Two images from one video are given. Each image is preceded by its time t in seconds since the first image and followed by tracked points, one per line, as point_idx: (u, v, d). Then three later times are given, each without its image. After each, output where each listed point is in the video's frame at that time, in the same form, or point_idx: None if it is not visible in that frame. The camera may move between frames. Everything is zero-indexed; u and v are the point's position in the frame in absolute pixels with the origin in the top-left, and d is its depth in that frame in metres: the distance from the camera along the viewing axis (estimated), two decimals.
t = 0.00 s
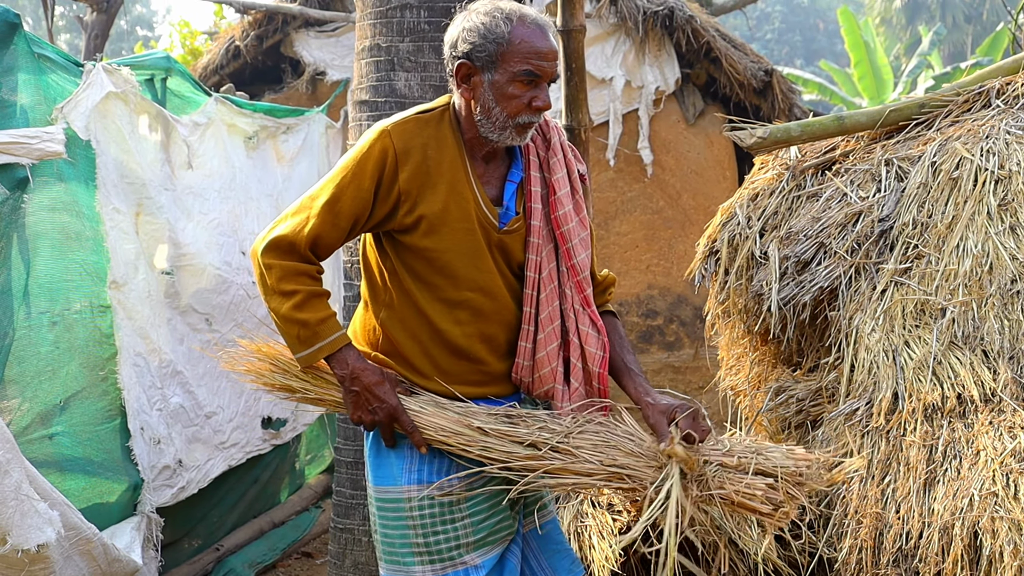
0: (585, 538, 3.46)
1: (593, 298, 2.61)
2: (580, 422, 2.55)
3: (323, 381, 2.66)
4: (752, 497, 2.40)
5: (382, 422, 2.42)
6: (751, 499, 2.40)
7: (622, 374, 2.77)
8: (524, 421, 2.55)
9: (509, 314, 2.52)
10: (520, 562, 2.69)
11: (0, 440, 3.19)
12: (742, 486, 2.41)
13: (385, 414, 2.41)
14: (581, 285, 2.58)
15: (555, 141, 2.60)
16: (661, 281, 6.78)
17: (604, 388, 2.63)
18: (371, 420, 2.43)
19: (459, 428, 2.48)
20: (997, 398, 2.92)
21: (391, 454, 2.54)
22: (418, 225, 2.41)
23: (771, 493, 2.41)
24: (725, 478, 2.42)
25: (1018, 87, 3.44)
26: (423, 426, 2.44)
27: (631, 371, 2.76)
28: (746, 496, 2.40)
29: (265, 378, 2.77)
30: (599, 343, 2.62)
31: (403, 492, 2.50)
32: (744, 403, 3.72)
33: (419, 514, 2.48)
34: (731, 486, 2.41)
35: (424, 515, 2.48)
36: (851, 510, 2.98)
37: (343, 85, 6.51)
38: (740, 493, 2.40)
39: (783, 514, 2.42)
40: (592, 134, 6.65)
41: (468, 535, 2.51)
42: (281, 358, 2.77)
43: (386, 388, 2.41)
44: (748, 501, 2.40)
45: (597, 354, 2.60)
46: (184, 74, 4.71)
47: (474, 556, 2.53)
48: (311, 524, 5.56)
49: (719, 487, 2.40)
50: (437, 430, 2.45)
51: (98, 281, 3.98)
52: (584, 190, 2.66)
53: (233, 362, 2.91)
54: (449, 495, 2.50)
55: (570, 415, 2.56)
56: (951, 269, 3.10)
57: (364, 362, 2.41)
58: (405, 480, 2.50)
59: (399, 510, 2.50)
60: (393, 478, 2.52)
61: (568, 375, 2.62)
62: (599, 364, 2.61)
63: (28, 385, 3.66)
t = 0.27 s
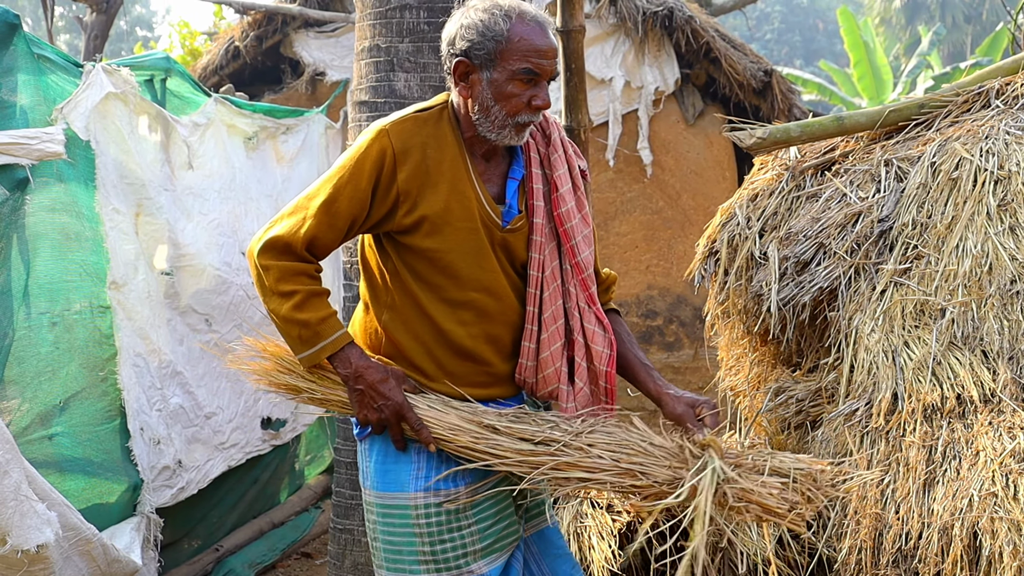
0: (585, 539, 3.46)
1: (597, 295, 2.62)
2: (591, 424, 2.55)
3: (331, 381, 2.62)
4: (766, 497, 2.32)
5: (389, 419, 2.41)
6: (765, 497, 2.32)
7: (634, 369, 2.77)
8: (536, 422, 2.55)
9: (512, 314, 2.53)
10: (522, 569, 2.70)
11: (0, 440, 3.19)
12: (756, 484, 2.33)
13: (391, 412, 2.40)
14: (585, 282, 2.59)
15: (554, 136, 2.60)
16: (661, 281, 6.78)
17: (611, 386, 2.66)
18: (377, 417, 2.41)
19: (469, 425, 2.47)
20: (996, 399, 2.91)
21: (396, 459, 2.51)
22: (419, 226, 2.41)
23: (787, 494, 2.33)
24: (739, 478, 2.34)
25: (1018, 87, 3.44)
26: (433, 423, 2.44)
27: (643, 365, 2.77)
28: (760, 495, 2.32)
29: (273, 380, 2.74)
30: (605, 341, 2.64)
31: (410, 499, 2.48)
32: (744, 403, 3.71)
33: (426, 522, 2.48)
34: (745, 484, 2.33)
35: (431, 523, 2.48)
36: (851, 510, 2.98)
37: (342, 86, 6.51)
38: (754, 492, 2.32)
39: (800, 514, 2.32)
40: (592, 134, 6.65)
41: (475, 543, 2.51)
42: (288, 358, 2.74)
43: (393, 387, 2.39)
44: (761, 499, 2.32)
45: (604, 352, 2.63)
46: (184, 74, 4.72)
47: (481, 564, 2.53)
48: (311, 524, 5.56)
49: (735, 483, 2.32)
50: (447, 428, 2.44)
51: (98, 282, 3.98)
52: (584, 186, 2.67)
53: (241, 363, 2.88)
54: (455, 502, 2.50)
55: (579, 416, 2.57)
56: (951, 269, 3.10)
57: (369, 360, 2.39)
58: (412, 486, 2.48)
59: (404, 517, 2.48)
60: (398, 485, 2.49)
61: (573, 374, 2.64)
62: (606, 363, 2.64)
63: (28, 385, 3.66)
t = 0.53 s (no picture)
0: (584, 538, 3.46)
1: (601, 296, 2.63)
2: (597, 438, 2.59)
3: (338, 385, 2.60)
4: (775, 518, 2.41)
5: (399, 425, 2.40)
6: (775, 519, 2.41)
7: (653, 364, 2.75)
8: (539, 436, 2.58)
9: (516, 315, 2.53)
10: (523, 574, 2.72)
11: None
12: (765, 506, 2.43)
13: (403, 418, 2.39)
14: (588, 283, 2.60)
15: (558, 136, 2.61)
16: (660, 281, 6.79)
17: (618, 388, 2.66)
18: (386, 423, 2.40)
19: (476, 438, 2.49)
20: (994, 398, 2.91)
21: (398, 467, 2.49)
22: (426, 225, 2.40)
23: (796, 514, 2.42)
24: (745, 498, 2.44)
25: (1016, 87, 3.45)
26: (441, 435, 2.44)
27: (661, 361, 2.75)
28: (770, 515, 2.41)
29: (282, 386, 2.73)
30: (610, 342, 2.64)
31: (413, 509, 2.46)
32: (743, 403, 3.72)
33: (430, 530, 2.46)
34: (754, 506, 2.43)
35: (436, 532, 2.47)
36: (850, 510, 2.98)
37: (341, 86, 6.51)
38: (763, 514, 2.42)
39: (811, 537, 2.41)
40: (591, 134, 6.65)
41: (480, 550, 2.52)
42: (294, 362, 2.74)
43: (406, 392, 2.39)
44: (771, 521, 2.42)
45: (609, 353, 2.63)
46: (183, 74, 4.72)
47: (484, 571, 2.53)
48: (310, 524, 5.56)
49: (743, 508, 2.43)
50: (455, 440, 2.45)
51: (97, 282, 3.98)
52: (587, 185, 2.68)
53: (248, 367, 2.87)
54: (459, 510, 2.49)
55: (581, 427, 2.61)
56: (949, 270, 3.10)
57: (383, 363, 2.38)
58: (415, 495, 2.47)
59: (407, 526, 2.47)
60: (400, 494, 2.47)
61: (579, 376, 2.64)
62: (611, 364, 2.64)
63: (27, 385, 3.66)
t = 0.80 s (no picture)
0: (583, 537, 3.46)
1: (603, 298, 2.63)
2: (608, 423, 2.57)
3: (342, 405, 2.60)
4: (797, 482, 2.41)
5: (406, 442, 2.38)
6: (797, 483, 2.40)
7: (678, 352, 2.73)
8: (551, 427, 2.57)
9: (519, 319, 2.54)
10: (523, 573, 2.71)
11: None
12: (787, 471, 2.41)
13: (409, 434, 2.37)
14: (590, 285, 2.60)
15: (562, 136, 2.61)
16: (659, 280, 6.78)
17: (618, 390, 2.66)
18: (393, 440, 2.38)
19: (486, 441, 2.48)
20: (993, 397, 2.92)
21: (400, 469, 2.49)
22: (430, 230, 2.40)
23: (816, 474, 2.42)
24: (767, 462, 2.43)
25: (1015, 86, 3.45)
26: (450, 441, 2.43)
27: (686, 348, 2.72)
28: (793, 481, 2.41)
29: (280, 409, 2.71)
30: (611, 345, 2.64)
31: (415, 509, 2.47)
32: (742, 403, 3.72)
33: (431, 531, 2.47)
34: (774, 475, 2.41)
35: (438, 533, 2.47)
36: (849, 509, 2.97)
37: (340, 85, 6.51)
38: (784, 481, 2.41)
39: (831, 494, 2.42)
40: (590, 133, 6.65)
41: (481, 551, 2.52)
42: (291, 386, 2.72)
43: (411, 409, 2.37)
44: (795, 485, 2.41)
45: (609, 356, 2.63)
46: (181, 73, 4.71)
47: (486, 573, 2.53)
48: (308, 524, 5.56)
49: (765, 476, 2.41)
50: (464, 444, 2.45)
51: (96, 281, 3.97)
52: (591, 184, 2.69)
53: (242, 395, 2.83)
54: (461, 511, 2.50)
55: (596, 416, 2.60)
56: (948, 269, 3.11)
57: (385, 381, 2.36)
58: (417, 496, 2.47)
59: (409, 527, 2.48)
60: (402, 496, 2.48)
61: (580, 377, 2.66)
62: (612, 367, 2.64)
63: (25, 385, 3.67)
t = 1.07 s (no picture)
0: (581, 536, 3.46)
1: (606, 300, 2.63)
2: (624, 427, 2.57)
3: (353, 418, 2.56)
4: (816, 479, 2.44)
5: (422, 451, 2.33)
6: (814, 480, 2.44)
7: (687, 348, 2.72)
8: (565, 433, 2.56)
9: (520, 323, 2.54)
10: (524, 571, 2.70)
11: None
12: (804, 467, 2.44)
13: (425, 443, 2.33)
14: (592, 287, 2.61)
15: (565, 137, 2.60)
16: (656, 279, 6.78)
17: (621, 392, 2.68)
18: (409, 450, 2.34)
19: (502, 447, 2.47)
20: (991, 396, 2.92)
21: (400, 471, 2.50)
22: (431, 239, 2.41)
23: (833, 469, 2.46)
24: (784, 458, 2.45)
25: (1012, 86, 3.46)
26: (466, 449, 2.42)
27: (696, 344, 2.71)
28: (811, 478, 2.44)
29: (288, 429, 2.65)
30: (614, 347, 2.66)
31: (415, 510, 2.49)
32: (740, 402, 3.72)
33: (432, 532, 2.50)
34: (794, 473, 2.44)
35: (437, 533, 2.50)
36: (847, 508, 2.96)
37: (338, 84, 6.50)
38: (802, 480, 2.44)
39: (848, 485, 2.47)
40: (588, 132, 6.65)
41: (481, 551, 2.54)
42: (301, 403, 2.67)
43: (425, 417, 2.33)
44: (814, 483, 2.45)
45: (612, 360, 2.64)
46: (178, 72, 4.72)
47: (486, 572, 2.55)
48: (307, 523, 5.56)
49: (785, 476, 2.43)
50: (481, 451, 2.44)
51: (94, 280, 3.96)
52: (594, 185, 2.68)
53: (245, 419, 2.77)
54: (461, 511, 2.52)
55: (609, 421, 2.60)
56: (946, 267, 3.11)
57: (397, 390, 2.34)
58: (418, 497, 2.49)
59: (410, 528, 2.50)
60: (403, 497, 2.49)
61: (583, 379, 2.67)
62: (614, 371, 2.66)
63: (23, 384, 3.67)
